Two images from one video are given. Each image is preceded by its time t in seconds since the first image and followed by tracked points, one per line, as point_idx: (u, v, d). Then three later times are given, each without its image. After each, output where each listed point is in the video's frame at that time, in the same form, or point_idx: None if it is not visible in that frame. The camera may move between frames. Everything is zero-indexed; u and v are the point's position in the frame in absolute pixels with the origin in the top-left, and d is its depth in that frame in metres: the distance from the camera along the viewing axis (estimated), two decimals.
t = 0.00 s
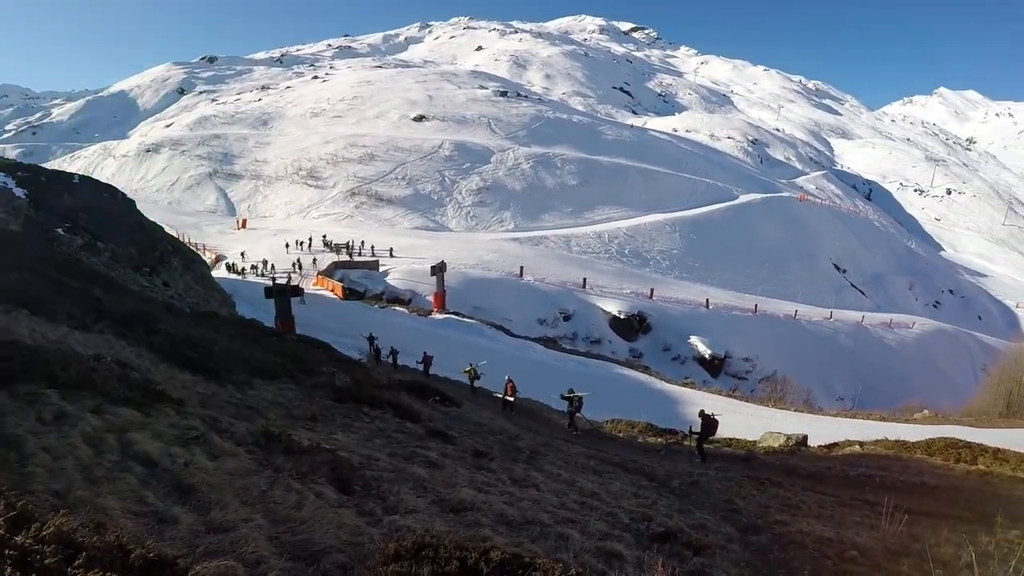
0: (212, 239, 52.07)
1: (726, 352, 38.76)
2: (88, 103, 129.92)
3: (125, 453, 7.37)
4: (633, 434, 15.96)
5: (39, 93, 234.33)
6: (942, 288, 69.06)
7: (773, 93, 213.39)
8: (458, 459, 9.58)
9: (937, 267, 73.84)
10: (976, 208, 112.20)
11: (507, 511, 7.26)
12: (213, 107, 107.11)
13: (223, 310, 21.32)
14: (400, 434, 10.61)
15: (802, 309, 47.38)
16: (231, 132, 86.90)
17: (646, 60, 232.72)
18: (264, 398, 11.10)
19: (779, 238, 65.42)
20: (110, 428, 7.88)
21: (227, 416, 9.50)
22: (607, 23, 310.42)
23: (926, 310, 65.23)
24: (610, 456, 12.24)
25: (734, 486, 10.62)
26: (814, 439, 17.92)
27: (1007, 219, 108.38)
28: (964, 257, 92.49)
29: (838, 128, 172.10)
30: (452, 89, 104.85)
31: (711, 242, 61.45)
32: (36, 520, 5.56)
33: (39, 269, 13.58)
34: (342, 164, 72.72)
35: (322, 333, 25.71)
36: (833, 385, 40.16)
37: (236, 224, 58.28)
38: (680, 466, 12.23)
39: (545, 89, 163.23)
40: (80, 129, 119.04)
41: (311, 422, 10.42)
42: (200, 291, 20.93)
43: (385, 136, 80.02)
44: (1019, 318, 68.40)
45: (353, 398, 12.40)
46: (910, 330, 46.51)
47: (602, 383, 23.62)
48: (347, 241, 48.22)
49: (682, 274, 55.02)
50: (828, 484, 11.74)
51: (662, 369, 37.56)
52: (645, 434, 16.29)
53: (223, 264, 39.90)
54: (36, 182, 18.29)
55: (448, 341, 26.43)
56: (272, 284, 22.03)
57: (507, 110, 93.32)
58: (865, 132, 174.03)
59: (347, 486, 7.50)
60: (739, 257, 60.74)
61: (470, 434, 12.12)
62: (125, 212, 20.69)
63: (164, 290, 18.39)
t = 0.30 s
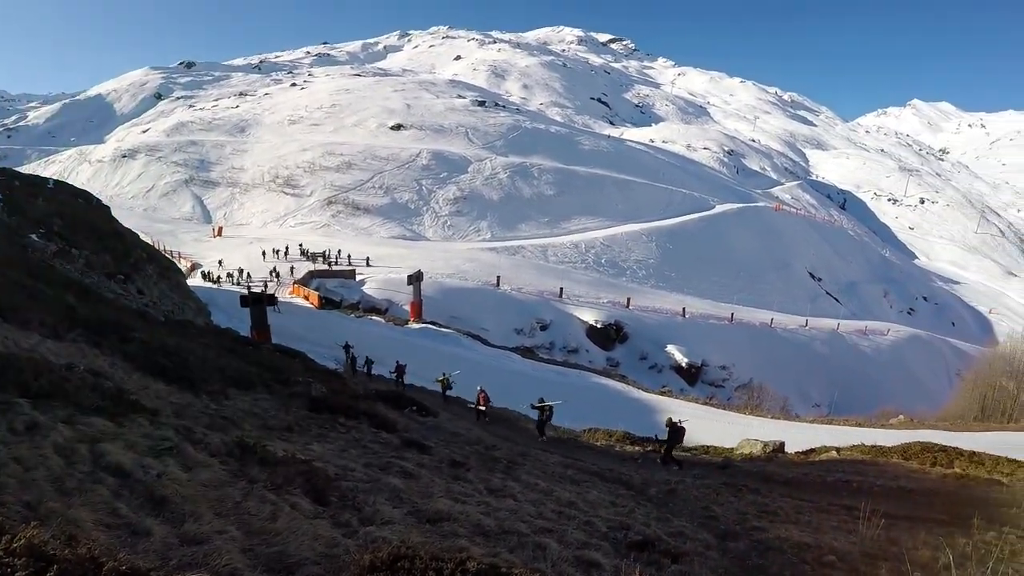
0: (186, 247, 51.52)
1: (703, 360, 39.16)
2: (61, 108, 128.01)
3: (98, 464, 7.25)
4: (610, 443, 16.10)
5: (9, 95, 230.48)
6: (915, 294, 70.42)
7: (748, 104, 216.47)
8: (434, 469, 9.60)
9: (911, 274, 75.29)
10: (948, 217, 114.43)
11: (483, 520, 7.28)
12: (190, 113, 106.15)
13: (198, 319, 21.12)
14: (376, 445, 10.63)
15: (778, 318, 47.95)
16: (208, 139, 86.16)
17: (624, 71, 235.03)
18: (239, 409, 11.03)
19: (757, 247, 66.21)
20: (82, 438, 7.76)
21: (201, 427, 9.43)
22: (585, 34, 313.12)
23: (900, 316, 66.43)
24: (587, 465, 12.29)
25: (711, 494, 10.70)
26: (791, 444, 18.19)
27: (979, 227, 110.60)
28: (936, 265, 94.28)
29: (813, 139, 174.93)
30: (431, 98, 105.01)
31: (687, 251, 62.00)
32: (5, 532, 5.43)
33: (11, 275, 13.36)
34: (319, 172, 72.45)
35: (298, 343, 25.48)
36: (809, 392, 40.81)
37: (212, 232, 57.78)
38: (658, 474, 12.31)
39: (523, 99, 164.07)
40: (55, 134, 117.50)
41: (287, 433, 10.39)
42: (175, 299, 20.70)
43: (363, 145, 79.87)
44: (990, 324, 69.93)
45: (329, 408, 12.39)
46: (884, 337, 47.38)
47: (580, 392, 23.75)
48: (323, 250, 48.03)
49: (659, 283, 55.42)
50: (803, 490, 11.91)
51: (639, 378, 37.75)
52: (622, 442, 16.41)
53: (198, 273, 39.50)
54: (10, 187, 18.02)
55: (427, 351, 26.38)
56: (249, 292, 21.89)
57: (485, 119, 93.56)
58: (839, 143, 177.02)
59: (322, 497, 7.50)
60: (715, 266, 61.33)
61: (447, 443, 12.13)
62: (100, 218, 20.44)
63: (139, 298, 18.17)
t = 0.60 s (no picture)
0: (164, 249, 51.01)
1: (685, 357, 39.51)
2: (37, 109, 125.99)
3: (78, 471, 7.14)
4: (593, 440, 16.18)
5: None
6: (895, 289, 71.46)
7: (728, 102, 218.05)
8: (418, 470, 9.61)
9: (891, 269, 76.32)
10: (926, 212, 116.05)
11: (467, 520, 7.30)
12: (169, 114, 105.01)
13: (179, 323, 20.91)
14: (360, 447, 10.63)
15: (759, 313, 48.38)
16: (187, 140, 85.32)
17: (604, 70, 235.76)
18: (221, 413, 10.96)
19: (738, 244, 66.77)
20: (62, 445, 7.65)
21: (182, 432, 9.36)
22: (565, 33, 313.82)
23: (881, 311, 67.36)
24: (572, 463, 12.31)
25: (696, 489, 10.75)
26: (774, 439, 18.40)
27: (957, 222, 112.15)
28: (915, 259, 95.67)
29: (792, 137, 176.58)
30: (411, 97, 104.62)
31: (668, 249, 62.35)
32: None
33: None
34: (299, 172, 71.96)
35: (281, 345, 25.30)
36: (791, 386, 41.38)
37: (192, 234, 57.29)
38: (643, 471, 12.38)
39: (503, 98, 163.92)
40: (32, 136, 115.81)
41: (269, 436, 10.38)
42: (156, 302, 20.46)
43: (343, 144, 79.42)
44: (969, 316, 71.04)
45: (312, 410, 12.38)
46: (864, 331, 48.03)
47: (564, 391, 23.84)
48: (303, 251, 47.77)
49: (640, 281, 55.68)
50: (787, 484, 12.02)
51: (622, 375, 37.95)
52: (606, 440, 16.49)
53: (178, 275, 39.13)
54: None
55: (410, 352, 26.32)
56: (229, 294, 21.69)
57: (465, 118, 93.43)
58: (819, 140, 178.82)
59: (305, 500, 7.50)
60: (697, 264, 61.73)
61: (430, 443, 12.13)
62: (78, 221, 20.13)
63: (119, 302, 17.97)
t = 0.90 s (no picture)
0: (135, 248, 50.18)
1: (661, 354, 39.83)
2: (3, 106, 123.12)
3: (49, 475, 6.99)
4: (570, 437, 16.27)
5: None
6: (869, 286, 72.74)
7: (704, 101, 219.95)
8: (394, 469, 9.62)
9: (864, 266, 77.69)
10: (897, 210, 118.18)
11: (444, 520, 7.34)
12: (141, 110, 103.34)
13: (153, 323, 20.61)
14: (336, 447, 10.60)
15: (734, 311, 48.93)
16: (160, 137, 84.00)
17: (581, 69, 236.52)
18: (196, 414, 10.84)
19: (714, 243, 67.46)
20: (32, 448, 7.49)
21: (156, 433, 9.25)
22: (542, 32, 313.98)
23: (855, 308, 68.48)
24: (548, 460, 12.38)
25: (671, 485, 10.86)
26: (748, 435, 18.62)
27: (928, 220, 114.30)
28: (887, 257, 97.45)
29: (767, 136, 178.66)
30: (388, 95, 104.07)
31: (644, 248, 62.75)
32: None
33: None
34: (273, 170, 71.26)
35: (256, 345, 25.03)
36: (766, 382, 41.90)
37: (166, 232, 56.51)
38: (621, 468, 12.47)
39: (480, 96, 163.73)
40: None
41: (244, 437, 10.32)
42: (129, 302, 20.14)
43: (318, 142, 78.74)
44: (941, 312, 72.54)
45: (287, 410, 12.32)
46: (838, 328, 48.85)
47: (542, 389, 23.89)
48: (277, 250, 47.33)
49: (616, 279, 56.03)
50: (762, 479, 12.19)
51: (598, 372, 38.09)
52: (582, 437, 16.58)
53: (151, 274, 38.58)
54: None
55: (387, 350, 26.21)
56: (204, 294, 21.43)
57: (442, 116, 93.12)
58: (793, 140, 181.08)
59: (280, 502, 7.47)
60: (673, 262, 62.24)
61: (405, 442, 12.14)
62: (48, 219, 19.71)
63: (92, 301, 17.68)
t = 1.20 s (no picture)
0: (108, 251, 49.35)
1: (639, 354, 40.12)
2: None
3: (22, 482, 6.81)
4: (549, 438, 16.32)
5: None
6: (845, 284, 73.85)
7: (680, 102, 221.86)
8: (372, 472, 9.61)
9: (840, 265, 78.77)
10: (872, 209, 120.12)
11: (423, 523, 7.36)
12: (115, 110, 101.71)
13: (128, 326, 20.29)
14: (313, 450, 10.54)
15: (711, 310, 49.45)
16: (135, 137, 82.69)
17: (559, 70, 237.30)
18: (172, 419, 10.71)
19: (691, 244, 68.11)
20: (4, 455, 7.30)
21: (132, 439, 9.11)
22: (520, 32, 314.42)
23: (830, 306, 69.45)
24: (526, 461, 12.40)
25: (649, 484, 10.94)
26: (726, 433, 18.82)
27: (902, 219, 116.33)
28: (862, 256, 99.04)
29: (743, 136, 180.65)
30: (364, 95, 103.53)
31: (621, 248, 63.16)
32: None
33: None
34: (249, 171, 70.53)
35: (233, 348, 24.76)
36: (744, 381, 42.36)
37: (140, 234, 55.70)
38: (600, 467, 12.54)
39: (457, 96, 163.65)
40: None
41: (220, 442, 10.22)
42: (104, 306, 19.79)
43: (295, 142, 78.06)
44: (916, 309, 73.87)
45: (264, 415, 12.21)
46: (814, 326, 49.58)
47: (521, 390, 23.94)
48: (253, 251, 46.86)
49: (592, 279, 56.36)
50: (739, 477, 12.33)
51: (576, 372, 38.22)
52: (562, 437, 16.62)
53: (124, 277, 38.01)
54: None
55: (365, 353, 26.05)
56: (179, 297, 21.14)
57: (418, 116, 92.76)
58: (769, 140, 183.29)
59: (258, 507, 7.43)
60: (650, 263, 62.74)
61: (383, 445, 12.09)
62: (21, 220, 19.28)
63: (65, 305, 17.35)
